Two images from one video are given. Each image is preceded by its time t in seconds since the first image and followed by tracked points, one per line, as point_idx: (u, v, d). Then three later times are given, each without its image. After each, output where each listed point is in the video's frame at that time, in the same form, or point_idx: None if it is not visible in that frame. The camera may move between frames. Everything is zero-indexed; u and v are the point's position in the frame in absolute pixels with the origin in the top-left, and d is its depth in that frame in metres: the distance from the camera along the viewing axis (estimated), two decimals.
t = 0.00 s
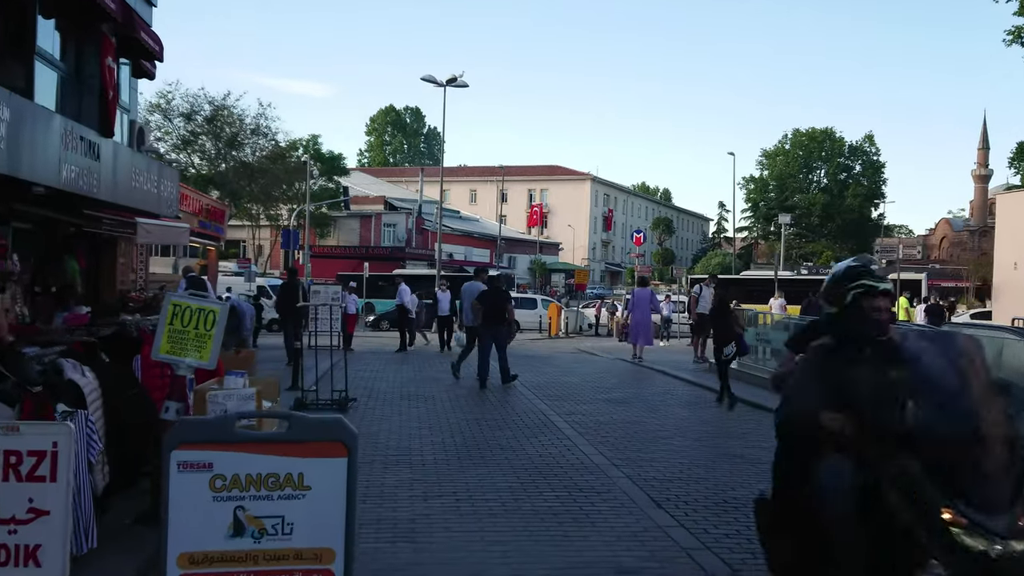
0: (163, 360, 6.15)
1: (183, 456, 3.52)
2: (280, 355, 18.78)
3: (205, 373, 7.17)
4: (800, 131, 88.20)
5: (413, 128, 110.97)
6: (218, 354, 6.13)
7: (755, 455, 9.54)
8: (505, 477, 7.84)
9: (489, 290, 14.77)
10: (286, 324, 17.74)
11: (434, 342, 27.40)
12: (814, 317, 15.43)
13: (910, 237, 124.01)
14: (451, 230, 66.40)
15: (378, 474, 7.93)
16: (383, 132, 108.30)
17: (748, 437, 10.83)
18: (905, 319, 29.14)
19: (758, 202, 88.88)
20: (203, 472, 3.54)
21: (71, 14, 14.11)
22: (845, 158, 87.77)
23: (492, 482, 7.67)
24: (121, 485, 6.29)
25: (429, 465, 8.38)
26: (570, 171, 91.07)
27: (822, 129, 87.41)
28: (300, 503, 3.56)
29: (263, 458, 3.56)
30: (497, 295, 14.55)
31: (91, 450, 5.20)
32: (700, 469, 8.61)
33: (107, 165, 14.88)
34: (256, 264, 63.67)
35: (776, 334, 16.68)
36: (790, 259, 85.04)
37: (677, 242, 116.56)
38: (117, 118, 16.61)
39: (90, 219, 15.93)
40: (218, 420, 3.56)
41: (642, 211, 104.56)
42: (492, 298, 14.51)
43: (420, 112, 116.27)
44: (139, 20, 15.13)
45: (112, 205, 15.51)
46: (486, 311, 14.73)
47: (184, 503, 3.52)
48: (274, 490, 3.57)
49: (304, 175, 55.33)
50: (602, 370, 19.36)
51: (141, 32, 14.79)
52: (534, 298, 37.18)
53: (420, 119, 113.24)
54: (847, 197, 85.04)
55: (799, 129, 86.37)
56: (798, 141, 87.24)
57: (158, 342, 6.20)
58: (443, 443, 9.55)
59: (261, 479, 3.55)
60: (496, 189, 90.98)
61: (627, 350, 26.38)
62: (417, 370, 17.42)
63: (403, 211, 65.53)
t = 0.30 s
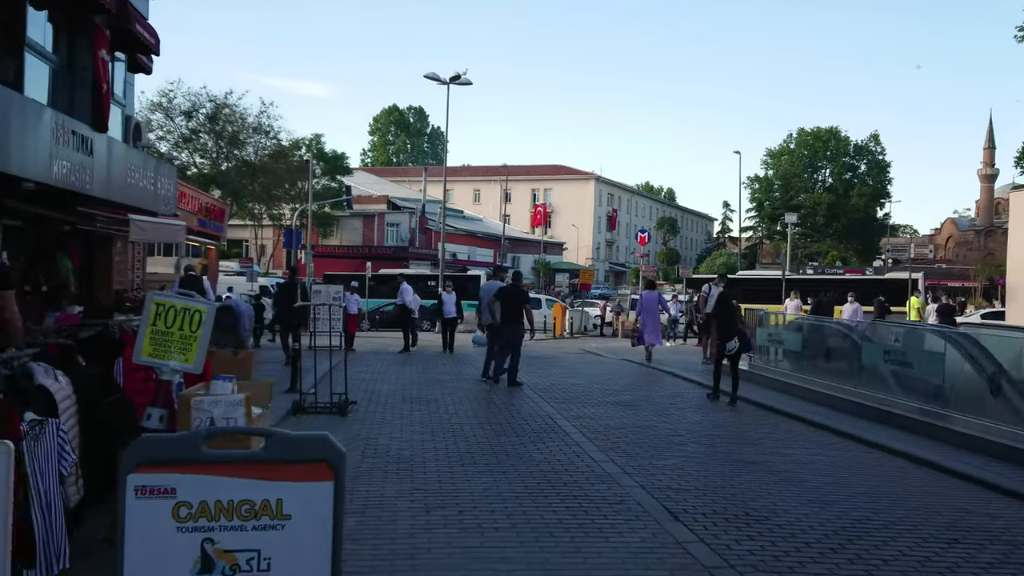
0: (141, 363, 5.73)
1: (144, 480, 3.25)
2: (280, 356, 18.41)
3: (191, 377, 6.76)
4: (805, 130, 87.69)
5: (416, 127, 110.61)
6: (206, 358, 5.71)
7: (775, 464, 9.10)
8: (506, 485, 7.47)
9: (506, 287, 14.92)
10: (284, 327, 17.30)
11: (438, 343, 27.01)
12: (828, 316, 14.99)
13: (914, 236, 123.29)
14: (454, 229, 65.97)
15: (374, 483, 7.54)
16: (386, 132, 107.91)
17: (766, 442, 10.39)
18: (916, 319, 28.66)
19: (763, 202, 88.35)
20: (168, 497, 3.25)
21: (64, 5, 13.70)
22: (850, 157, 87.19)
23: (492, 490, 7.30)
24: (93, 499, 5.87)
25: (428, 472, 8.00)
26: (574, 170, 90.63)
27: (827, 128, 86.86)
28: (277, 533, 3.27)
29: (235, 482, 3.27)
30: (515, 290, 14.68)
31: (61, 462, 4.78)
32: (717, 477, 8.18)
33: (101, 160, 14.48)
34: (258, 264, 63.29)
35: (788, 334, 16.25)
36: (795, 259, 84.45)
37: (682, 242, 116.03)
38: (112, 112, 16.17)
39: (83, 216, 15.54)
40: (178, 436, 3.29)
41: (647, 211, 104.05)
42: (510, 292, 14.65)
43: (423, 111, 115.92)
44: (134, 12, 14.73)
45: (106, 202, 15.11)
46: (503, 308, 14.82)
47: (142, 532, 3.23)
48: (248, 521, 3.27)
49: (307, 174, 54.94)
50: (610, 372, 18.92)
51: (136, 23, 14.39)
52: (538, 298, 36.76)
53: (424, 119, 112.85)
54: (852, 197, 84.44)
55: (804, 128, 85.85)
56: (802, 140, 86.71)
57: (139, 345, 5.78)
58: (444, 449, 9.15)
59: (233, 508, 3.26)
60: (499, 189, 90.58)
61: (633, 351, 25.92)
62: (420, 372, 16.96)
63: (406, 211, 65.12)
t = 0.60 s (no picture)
0: (117, 373, 5.30)
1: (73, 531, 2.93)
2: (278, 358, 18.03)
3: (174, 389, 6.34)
4: (810, 130, 87.19)
5: (419, 127, 110.14)
6: (187, 367, 5.29)
7: (789, 473, 8.70)
8: (508, 500, 7.08)
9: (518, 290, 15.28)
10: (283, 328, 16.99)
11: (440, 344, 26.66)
12: (840, 319, 14.60)
13: (918, 237, 122.80)
14: (457, 229, 65.58)
15: (370, 498, 7.13)
16: (389, 131, 107.57)
17: (779, 450, 9.98)
18: (925, 320, 28.25)
19: (767, 202, 87.90)
20: (108, 549, 2.93)
21: None
22: (855, 156, 86.68)
23: (493, 507, 6.91)
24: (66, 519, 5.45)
25: (427, 485, 7.60)
26: (578, 170, 90.22)
27: (831, 127, 86.34)
28: None
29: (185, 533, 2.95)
30: (528, 293, 15.04)
31: (25, 485, 4.34)
32: (731, 490, 7.77)
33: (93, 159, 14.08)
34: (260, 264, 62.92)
35: (800, 337, 15.86)
36: (800, 259, 83.97)
37: (686, 242, 115.71)
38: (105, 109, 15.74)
39: (77, 216, 15.15)
40: (119, 478, 2.95)
41: (650, 211, 103.62)
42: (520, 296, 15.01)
43: (426, 111, 115.44)
44: (127, 7, 14.30)
45: (99, 201, 14.71)
46: (515, 312, 15.09)
47: None
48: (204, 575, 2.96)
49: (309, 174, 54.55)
50: (615, 374, 18.51)
51: (129, 18, 13.95)
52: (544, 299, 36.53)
53: (427, 118, 112.41)
54: (857, 196, 83.94)
55: (808, 128, 85.38)
56: (807, 140, 86.22)
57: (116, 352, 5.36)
58: (444, 460, 8.73)
59: (186, 561, 2.95)
60: (503, 189, 90.24)
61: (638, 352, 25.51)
62: (422, 375, 16.55)
63: (409, 210, 64.74)
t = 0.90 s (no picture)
0: (80, 377, 4.88)
1: None
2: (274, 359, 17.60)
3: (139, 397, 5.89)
4: (815, 129, 86.55)
5: (423, 127, 109.57)
6: (155, 369, 4.88)
7: (805, 483, 8.22)
8: (506, 511, 6.67)
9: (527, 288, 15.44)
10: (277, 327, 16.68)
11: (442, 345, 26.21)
12: (853, 318, 14.12)
13: (924, 237, 122.04)
14: (460, 229, 65.07)
15: (359, 510, 6.69)
16: (392, 131, 107.03)
17: (790, 457, 9.52)
18: (935, 320, 27.72)
19: (772, 201, 87.26)
20: None
21: None
22: (860, 156, 86.03)
23: (491, 519, 6.48)
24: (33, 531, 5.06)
25: (421, 495, 7.15)
26: (582, 169, 89.68)
27: (836, 126, 85.70)
28: None
29: (68, 574, 3.01)
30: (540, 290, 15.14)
31: None
32: (744, 500, 7.33)
33: (82, 153, 13.66)
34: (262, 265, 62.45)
35: (811, 337, 15.38)
36: (805, 258, 83.33)
37: (690, 242, 115.11)
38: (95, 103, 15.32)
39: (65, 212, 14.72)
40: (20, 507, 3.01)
41: (655, 211, 103.06)
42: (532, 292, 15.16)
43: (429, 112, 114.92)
44: None
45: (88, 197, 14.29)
46: (528, 310, 15.16)
47: None
48: None
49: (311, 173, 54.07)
50: (620, 376, 18.04)
51: (119, 9, 13.54)
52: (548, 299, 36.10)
53: (430, 118, 111.86)
54: (863, 196, 83.27)
55: (813, 127, 84.77)
56: (812, 139, 85.61)
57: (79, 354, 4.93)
58: (441, 467, 8.28)
59: None
60: (506, 189, 89.75)
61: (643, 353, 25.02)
62: (422, 376, 16.10)
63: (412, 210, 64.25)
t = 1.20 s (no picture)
0: (44, 395, 4.44)
1: None
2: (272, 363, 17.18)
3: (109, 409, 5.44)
4: (820, 128, 85.95)
5: (426, 126, 109.12)
6: (125, 388, 4.48)
7: (828, 501, 7.70)
8: (512, 533, 6.24)
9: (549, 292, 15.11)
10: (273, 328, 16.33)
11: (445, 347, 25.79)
12: (868, 321, 13.62)
13: (928, 237, 121.44)
14: (463, 229, 64.63)
15: (355, 533, 6.25)
16: (395, 131, 106.65)
17: (810, 470, 9.00)
18: (946, 321, 27.20)
19: (777, 201, 86.70)
20: None
21: None
22: (865, 155, 85.43)
23: (495, 540, 6.06)
24: None
25: (421, 515, 6.71)
26: (586, 169, 89.21)
27: (841, 126, 85.12)
28: None
29: None
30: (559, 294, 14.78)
31: None
32: (760, 520, 6.89)
33: (73, 152, 13.23)
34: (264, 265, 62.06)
35: (824, 340, 14.91)
36: (810, 259, 82.80)
37: (694, 241, 114.58)
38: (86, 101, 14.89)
39: (55, 213, 14.29)
40: None
41: (659, 210, 102.48)
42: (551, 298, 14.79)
43: (433, 112, 114.60)
44: None
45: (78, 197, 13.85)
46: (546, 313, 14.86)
47: None
48: None
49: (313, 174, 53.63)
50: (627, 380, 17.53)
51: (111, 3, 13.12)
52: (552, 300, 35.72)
53: (434, 118, 111.39)
54: (868, 195, 82.70)
55: (818, 126, 84.19)
56: (817, 139, 85.03)
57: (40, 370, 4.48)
58: (444, 482, 7.84)
59: None
60: (510, 189, 89.30)
61: (650, 355, 24.51)
62: (423, 381, 15.63)
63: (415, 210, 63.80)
